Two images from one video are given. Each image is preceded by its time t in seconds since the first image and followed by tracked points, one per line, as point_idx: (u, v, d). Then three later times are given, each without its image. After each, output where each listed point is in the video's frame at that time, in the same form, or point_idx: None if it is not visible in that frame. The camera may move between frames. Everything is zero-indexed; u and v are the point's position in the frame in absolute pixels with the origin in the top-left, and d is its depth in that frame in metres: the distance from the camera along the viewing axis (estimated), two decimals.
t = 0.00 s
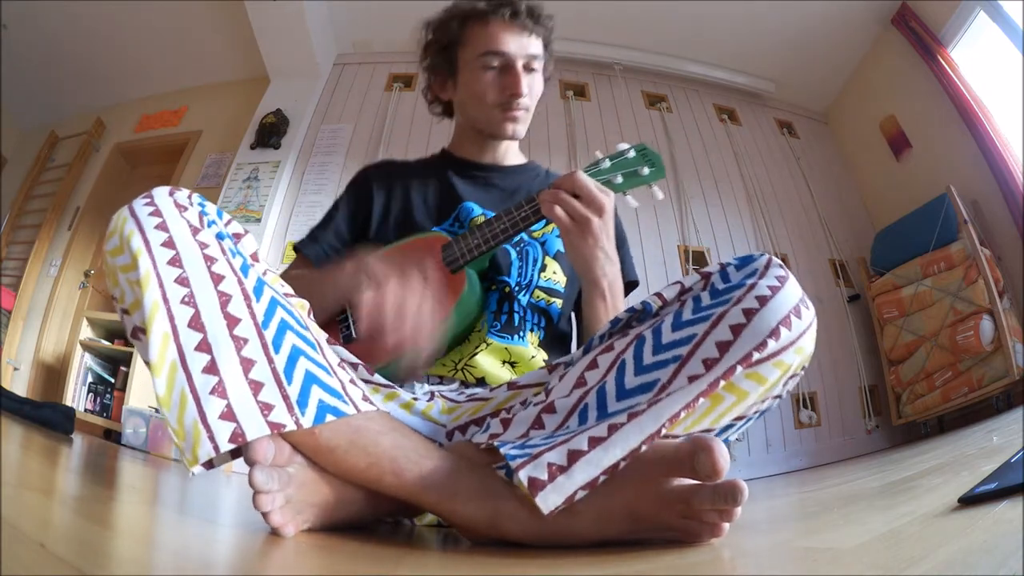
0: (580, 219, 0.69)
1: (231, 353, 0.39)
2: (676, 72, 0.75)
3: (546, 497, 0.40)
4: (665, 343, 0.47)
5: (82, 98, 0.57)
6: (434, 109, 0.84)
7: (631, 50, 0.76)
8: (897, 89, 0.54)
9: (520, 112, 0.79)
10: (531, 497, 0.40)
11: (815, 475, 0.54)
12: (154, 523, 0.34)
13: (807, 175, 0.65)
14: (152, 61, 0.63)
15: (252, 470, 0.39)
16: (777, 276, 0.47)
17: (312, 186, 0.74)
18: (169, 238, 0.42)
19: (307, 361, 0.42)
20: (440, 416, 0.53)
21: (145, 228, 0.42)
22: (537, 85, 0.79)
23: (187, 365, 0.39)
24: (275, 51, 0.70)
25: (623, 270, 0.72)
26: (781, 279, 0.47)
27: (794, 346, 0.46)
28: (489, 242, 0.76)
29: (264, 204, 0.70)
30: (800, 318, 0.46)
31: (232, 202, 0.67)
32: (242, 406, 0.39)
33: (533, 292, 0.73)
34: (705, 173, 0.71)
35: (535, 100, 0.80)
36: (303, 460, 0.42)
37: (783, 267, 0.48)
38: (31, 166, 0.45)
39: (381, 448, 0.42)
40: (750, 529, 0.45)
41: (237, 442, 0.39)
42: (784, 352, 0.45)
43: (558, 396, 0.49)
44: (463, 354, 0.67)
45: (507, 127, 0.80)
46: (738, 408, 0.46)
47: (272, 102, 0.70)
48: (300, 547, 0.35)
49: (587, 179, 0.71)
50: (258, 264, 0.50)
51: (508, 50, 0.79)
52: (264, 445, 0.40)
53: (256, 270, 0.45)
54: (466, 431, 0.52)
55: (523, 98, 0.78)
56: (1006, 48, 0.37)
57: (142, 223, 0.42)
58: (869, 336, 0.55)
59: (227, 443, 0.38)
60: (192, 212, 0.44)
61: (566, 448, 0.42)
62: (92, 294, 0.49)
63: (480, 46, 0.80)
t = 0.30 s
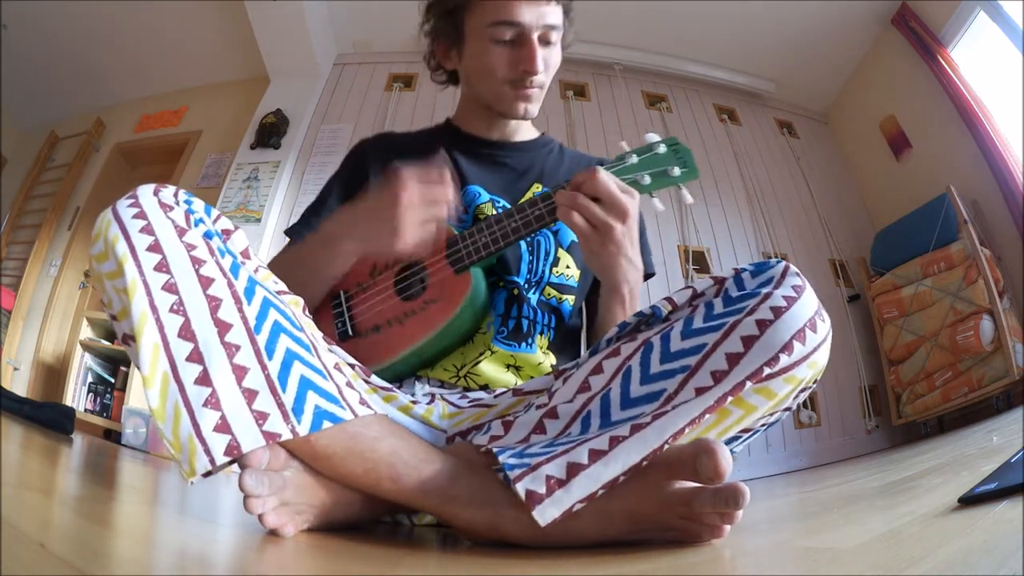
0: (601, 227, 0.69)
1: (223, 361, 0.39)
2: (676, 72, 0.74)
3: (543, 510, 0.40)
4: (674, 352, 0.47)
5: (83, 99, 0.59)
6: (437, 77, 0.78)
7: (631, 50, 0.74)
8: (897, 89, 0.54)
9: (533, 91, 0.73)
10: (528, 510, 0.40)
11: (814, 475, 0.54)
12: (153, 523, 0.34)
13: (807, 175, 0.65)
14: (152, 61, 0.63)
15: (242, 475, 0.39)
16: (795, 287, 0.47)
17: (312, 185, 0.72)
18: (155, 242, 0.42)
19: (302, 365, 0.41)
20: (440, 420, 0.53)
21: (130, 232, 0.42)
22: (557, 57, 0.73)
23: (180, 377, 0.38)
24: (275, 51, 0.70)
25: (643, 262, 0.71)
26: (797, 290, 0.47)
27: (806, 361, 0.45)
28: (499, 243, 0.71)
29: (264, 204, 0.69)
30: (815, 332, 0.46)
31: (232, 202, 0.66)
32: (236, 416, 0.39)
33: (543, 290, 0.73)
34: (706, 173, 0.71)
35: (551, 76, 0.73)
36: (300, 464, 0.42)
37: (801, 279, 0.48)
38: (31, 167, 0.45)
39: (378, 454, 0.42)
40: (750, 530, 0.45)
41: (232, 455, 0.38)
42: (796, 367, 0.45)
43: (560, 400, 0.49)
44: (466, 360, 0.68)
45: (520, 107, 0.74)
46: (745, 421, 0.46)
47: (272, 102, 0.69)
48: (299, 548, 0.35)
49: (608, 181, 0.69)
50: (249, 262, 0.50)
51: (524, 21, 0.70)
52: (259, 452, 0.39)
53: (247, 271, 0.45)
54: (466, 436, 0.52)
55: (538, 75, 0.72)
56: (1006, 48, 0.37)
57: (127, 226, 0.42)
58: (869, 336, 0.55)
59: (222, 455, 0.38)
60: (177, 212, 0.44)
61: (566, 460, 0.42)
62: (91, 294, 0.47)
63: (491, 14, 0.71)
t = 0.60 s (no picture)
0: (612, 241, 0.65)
1: (225, 359, 0.39)
2: (676, 72, 0.77)
3: (542, 508, 0.40)
4: (672, 351, 0.47)
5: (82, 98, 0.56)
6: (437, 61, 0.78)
7: (632, 50, 0.80)
8: (897, 89, 0.54)
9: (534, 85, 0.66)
10: (527, 508, 0.40)
11: (814, 475, 0.55)
12: (153, 523, 0.34)
13: (807, 175, 0.64)
14: (152, 61, 0.63)
15: (245, 473, 0.38)
16: (790, 287, 0.47)
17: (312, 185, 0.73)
18: (159, 242, 0.42)
19: (304, 364, 0.41)
20: (440, 421, 0.53)
21: (134, 231, 0.42)
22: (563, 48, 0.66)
23: (182, 375, 0.38)
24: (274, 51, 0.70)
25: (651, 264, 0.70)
26: (794, 289, 0.47)
27: (804, 360, 0.45)
28: (506, 249, 0.63)
29: (264, 203, 0.69)
30: (812, 332, 0.46)
31: (232, 201, 0.67)
32: (239, 414, 0.39)
33: (545, 297, 0.69)
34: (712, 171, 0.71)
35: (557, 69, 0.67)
36: (301, 463, 0.42)
37: (797, 278, 0.48)
38: (31, 167, 0.45)
39: (378, 453, 0.42)
40: (750, 529, 0.45)
41: (233, 452, 0.38)
42: (792, 366, 0.45)
43: (559, 400, 0.49)
44: (468, 368, 0.64)
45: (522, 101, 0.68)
46: (743, 420, 0.46)
47: (272, 102, 0.71)
48: (299, 547, 0.35)
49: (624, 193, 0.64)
50: (252, 263, 0.50)
51: (524, 7, 0.63)
52: (260, 450, 0.39)
53: (250, 271, 0.45)
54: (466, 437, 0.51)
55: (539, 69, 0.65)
56: (1005, 48, 0.37)
57: (131, 226, 0.42)
58: (869, 337, 0.55)
59: (224, 452, 0.38)
60: (181, 213, 0.44)
61: (564, 459, 0.42)
62: (91, 294, 0.48)
63: None
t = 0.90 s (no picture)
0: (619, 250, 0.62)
1: (222, 364, 0.39)
2: (676, 72, 0.76)
3: (541, 513, 0.40)
4: (674, 353, 0.47)
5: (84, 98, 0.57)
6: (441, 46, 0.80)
7: (631, 51, 0.80)
8: (897, 89, 0.54)
9: (528, 68, 0.68)
10: (526, 514, 0.40)
11: (814, 475, 0.55)
12: (153, 524, 0.34)
13: (807, 175, 0.63)
14: (152, 61, 0.63)
15: (241, 475, 0.39)
16: (796, 288, 0.47)
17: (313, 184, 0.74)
18: (151, 244, 0.42)
19: (301, 367, 0.41)
20: (440, 423, 0.52)
21: (126, 233, 0.42)
22: (565, 32, 0.69)
23: (179, 380, 0.38)
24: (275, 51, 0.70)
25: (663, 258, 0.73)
26: (801, 291, 0.47)
27: (808, 363, 0.45)
28: (506, 252, 0.64)
29: (264, 203, 0.70)
30: (818, 335, 0.46)
31: (232, 202, 0.67)
32: (236, 419, 0.38)
33: (550, 300, 0.69)
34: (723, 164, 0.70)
35: (558, 56, 0.69)
36: (299, 466, 0.42)
37: (803, 279, 0.48)
38: (31, 167, 0.45)
39: (377, 455, 0.41)
40: (750, 530, 0.45)
41: (232, 458, 0.38)
42: (797, 370, 0.45)
43: (559, 401, 0.49)
44: (467, 373, 0.64)
45: (517, 89, 0.69)
46: (745, 425, 0.46)
47: (272, 102, 0.70)
48: (299, 548, 0.35)
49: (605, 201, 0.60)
50: (247, 262, 0.50)
51: None
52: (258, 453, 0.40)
53: (245, 271, 0.45)
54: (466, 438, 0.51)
55: (534, 53, 0.67)
56: (1005, 48, 0.37)
57: (123, 228, 0.42)
58: (869, 336, 0.55)
59: (222, 458, 0.38)
60: (173, 212, 0.44)
61: (564, 464, 0.41)
62: (90, 294, 0.47)
63: None
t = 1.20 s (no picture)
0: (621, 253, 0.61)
1: (223, 363, 0.39)
2: (676, 72, 0.76)
3: (540, 513, 0.40)
4: (672, 350, 0.47)
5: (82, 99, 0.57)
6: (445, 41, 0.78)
7: (631, 51, 0.80)
8: (897, 89, 0.54)
9: (528, 62, 0.66)
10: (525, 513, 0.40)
11: (814, 475, 0.55)
12: (153, 524, 0.34)
13: (807, 176, 0.64)
14: (151, 61, 0.63)
15: (241, 474, 0.39)
16: (795, 284, 0.47)
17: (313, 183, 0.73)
18: (154, 244, 0.42)
19: (302, 366, 0.41)
20: (440, 424, 0.52)
21: (129, 233, 0.42)
22: (567, 23, 0.66)
23: (180, 380, 0.38)
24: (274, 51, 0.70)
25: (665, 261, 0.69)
26: (797, 287, 0.47)
27: (806, 359, 0.45)
28: (506, 254, 0.64)
29: (264, 204, 0.69)
30: (815, 329, 0.46)
31: (232, 202, 0.67)
32: (237, 418, 0.38)
33: (555, 299, 0.68)
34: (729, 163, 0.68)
35: (558, 50, 0.67)
36: (300, 465, 0.42)
37: (801, 275, 0.48)
38: (31, 166, 0.45)
39: (378, 455, 0.41)
40: (750, 530, 0.45)
41: (233, 457, 0.38)
42: (796, 366, 0.45)
43: (557, 400, 0.49)
44: (467, 373, 0.64)
45: (516, 82, 0.68)
46: (746, 421, 0.46)
47: (272, 102, 0.70)
48: (299, 548, 0.35)
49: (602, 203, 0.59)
50: (249, 263, 0.50)
51: None
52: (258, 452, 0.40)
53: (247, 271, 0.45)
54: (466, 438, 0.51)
55: (532, 44, 0.65)
56: (1005, 48, 0.37)
57: (125, 227, 0.42)
58: (869, 336, 0.55)
59: (222, 457, 0.38)
60: (175, 213, 0.44)
61: (562, 462, 0.41)
62: (90, 294, 0.47)
63: None
